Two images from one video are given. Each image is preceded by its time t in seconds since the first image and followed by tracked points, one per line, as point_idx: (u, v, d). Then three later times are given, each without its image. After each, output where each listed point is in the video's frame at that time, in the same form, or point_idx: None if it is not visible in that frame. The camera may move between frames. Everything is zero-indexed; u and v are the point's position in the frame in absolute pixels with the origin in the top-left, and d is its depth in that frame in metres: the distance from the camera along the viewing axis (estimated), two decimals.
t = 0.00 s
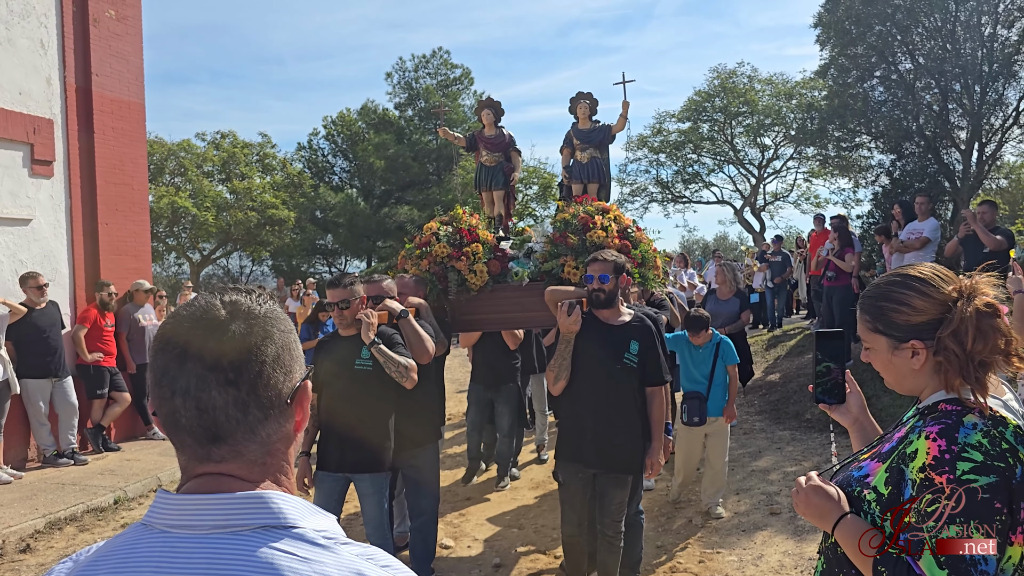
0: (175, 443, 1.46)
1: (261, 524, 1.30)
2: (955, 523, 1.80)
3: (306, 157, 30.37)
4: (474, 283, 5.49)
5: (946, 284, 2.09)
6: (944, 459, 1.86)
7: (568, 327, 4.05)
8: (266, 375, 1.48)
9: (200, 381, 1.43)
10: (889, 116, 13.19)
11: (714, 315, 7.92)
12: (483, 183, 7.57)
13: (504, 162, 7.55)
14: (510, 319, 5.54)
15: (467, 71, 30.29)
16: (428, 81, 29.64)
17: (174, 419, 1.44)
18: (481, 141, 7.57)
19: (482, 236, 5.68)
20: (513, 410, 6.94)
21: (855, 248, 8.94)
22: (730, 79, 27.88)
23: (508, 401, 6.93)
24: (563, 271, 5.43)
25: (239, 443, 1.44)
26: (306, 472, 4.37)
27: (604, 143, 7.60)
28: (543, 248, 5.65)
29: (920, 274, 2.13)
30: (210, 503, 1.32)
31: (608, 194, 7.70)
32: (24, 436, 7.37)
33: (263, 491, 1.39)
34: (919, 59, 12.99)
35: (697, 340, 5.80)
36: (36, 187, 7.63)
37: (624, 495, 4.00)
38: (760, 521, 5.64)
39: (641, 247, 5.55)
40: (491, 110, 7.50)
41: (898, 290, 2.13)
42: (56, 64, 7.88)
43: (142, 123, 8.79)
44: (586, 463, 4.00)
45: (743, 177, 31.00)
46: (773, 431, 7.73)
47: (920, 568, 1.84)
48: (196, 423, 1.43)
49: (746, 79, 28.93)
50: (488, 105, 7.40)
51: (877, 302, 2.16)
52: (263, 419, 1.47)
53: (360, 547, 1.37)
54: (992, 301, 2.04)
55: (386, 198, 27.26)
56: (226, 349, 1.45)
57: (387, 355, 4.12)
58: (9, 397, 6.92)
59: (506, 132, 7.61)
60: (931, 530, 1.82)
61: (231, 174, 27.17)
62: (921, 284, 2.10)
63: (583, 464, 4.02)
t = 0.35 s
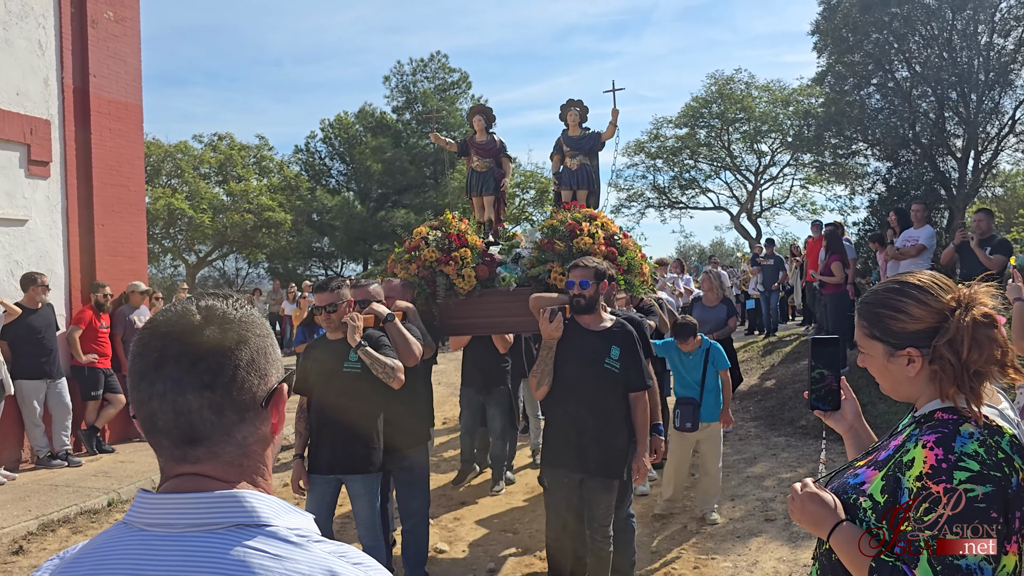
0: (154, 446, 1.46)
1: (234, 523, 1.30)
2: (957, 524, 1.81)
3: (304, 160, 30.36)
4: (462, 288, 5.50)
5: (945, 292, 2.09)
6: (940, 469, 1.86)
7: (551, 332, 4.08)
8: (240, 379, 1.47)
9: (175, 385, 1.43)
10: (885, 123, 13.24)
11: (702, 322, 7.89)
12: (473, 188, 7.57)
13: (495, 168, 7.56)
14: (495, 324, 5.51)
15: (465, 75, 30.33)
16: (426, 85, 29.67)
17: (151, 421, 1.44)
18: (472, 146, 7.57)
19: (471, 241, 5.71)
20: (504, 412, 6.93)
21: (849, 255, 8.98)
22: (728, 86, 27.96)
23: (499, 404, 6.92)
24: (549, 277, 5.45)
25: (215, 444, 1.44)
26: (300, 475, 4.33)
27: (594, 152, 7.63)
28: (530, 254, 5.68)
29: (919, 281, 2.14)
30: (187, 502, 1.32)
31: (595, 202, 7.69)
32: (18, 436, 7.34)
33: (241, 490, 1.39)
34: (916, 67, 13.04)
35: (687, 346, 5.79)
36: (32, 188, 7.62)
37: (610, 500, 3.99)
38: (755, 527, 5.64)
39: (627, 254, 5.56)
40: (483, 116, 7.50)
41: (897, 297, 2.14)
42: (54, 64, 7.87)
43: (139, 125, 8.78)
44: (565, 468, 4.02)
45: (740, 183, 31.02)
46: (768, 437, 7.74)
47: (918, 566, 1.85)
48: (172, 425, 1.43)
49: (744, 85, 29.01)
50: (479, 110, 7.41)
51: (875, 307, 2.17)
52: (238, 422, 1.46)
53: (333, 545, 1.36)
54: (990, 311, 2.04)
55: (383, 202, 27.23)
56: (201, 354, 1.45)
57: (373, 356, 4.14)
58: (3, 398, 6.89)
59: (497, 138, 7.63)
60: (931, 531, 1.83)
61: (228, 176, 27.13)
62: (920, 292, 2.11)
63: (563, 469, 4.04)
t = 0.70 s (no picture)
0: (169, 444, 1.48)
1: (247, 516, 1.31)
2: (957, 525, 1.83)
3: (309, 162, 30.42)
4: (451, 292, 5.48)
5: (959, 303, 2.10)
6: (948, 479, 1.87)
7: (533, 338, 4.05)
8: (251, 381, 1.48)
9: (187, 387, 1.45)
10: (891, 130, 13.26)
11: (691, 330, 7.65)
12: (466, 195, 7.63)
13: (488, 175, 7.58)
14: (484, 330, 5.50)
15: (471, 78, 30.37)
16: (432, 88, 29.74)
17: (165, 421, 1.46)
18: (466, 154, 7.59)
19: (462, 247, 5.67)
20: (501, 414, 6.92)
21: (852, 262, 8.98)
22: (733, 91, 28.04)
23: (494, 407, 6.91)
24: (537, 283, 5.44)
25: (226, 442, 1.45)
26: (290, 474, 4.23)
27: (583, 160, 7.68)
28: (518, 259, 5.70)
29: (933, 290, 2.15)
30: (201, 497, 1.33)
31: (584, 209, 7.75)
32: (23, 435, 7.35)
33: (253, 485, 1.40)
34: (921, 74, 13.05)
35: (672, 351, 5.79)
36: (39, 188, 7.65)
37: (597, 498, 3.96)
38: (757, 532, 5.64)
39: (612, 260, 5.64)
40: (477, 124, 7.43)
41: (911, 304, 2.15)
42: (62, 65, 7.91)
43: (147, 126, 8.81)
44: (551, 469, 4.00)
45: (745, 188, 31.00)
46: (771, 443, 7.73)
47: (923, 570, 1.87)
48: (186, 424, 1.45)
49: (749, 91, 29.04)
50: (472, 119, 7.33)
51: (888, 314, 2.18)
52: (249, 422, 1.47)
53: (339, 538, 1.38)
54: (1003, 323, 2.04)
55: (388, 205, 27.17)
56: (211, 356, 1.46)
57: (360, 360, 4.11)
58: (8, 397, 6.90)
59: (489, 146, 7.64)
60: (929, 532, 1.85)
61: (234, 178, 27.19)
62: (933, 301, 2.12)
63: (549, 470, 4.02)
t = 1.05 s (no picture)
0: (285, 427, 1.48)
1: (362, 494, 1.32)
2: (954, 525, 1.85)
3: (322, 160, 30.48)
4: (453, 289, 5.49)
5: (986, 302, 2.09)
6: (967, 479, 1.87)
7: (528, 336, 3.97)
8: (367, 373, 1.49)
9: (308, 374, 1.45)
10: (904, 131, 13.20)
11: (698, 329, 7.63)
12: (471, 194, 7.63)
13: (492, 174, 7.59)
14: (484, 325, 5.46)
15: (483, 77, 30.34)
16: (444, 87, 29.76)
17: (285, 405, 1.47)
18: (471, 153, 7.58)
19: (464, 244, 5.67)
20: (506, 411, 6.94)
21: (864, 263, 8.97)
22: (746, 91, 27.99)
23: (500, 403, 6.93)
24: (537, 281, 5.47)
25: (342, 428, 1.45)
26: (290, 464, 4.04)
27: (586, 159, 7.67)
28: (519, 257, 5.68)
29: (959, 287, 2.14)
30: (320, 473, 1.34)
31: (586, 209, 7.75)
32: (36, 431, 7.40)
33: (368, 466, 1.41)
34: (936, 75, 12.94)
35: (672, 350, 5.79)
36: (54, 184, 7.69)
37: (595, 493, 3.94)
38: (768, 533, 5.62)
39: (612, 260, 5.64)
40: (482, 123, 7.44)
41: (938, 302, 2.14)
42: (78, 62, 7.96)
43: (160, 123, 8.85)
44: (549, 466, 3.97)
45: (756, 188, 30.87)
46: (782, 444, 7.71)
47: (941, 570, 1.85)
48: (305, 409, 1.45)
49: (762, 91, 28.95)
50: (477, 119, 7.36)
51: (915, 311, 2.17)
52: (363, 410, 1.47)
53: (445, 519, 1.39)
54: None
55: (400, 202, 27.52)
56: (334, 346, 1.47)
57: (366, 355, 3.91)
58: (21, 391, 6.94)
59: (494, 145, 7.64)
60: (930, 530, 1.89)
61: (246, 175, 26.76)
62: (960, 299, 2.11)
63: (545, 467, 4.00)
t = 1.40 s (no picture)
0: (426, 395, 1.59)
1: (501, 463, 1.44)
2: (962, 522, 1.85)
3: (335, 156, 30.52)
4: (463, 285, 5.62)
5: (1009, 298, 2.08)
6: (985, 475, 1.85)
7: (534, 332, 3.84)
8: (507, 350, 1.62)
9: (458, 346, 1.58)
10: (921, 129, 13.12)
11: (710, 328, 7.59)
12: (483, 190, 7.61)
13: (505, 171, 7.58)
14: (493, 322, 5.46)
15: (497, 74, 30.27)
16: (458, 84, 29.74)
17: (432, 374, 1.58)
18: (484, 150, 7.61)
19: (475, 241, 5.77)
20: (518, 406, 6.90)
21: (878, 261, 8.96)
22: (761, 89, 27.88)
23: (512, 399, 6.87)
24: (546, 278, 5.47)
25: (483, 398, 1.56)
26: (304, 459, 4.03)
27: (599, 157, 7.66)
28: (530, 254, 5.75)
29: (980, 284, 2.13)
30: (464, 441, 1.45)
31: (598, 207, 7.73)
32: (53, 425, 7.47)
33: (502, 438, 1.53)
34: (953, 73, 12.88)
35: (687, 347, 5.79)
36: (71, 179, 7.75)
37: (597, 487, 3.94)
38: (781, 531, 5.60)
39: (623, 257, 5.54)
40: (495, 120, 7.50)
41: (961, 296, 2.12)
42: (95, 57, 8.00)
43: (176, 118, 8.89)
44: (556, 457, 3.98)
45: (771, 186, 30.69)
46: (795, 442, 7.67)
47: (960, 567, 1.84)
48: (451, 378, 1.57)
49: (777, 88, 28.78)
50: (490, 115, 7.43)
51: (937, 305, 2.15)
52: (500, 383, 1.60)
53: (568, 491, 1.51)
54: None
55: (413, 199, 27.61)
56: (480, 323, 1.60)
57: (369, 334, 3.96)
58: (38, 384, 7.01)
59: (507, 142, 7.67)
60: (931, 531, 1.91)
61: (261, 170, 26.98)
62: (984, 295, 2.10)
63: (550, 460, 4.00)
